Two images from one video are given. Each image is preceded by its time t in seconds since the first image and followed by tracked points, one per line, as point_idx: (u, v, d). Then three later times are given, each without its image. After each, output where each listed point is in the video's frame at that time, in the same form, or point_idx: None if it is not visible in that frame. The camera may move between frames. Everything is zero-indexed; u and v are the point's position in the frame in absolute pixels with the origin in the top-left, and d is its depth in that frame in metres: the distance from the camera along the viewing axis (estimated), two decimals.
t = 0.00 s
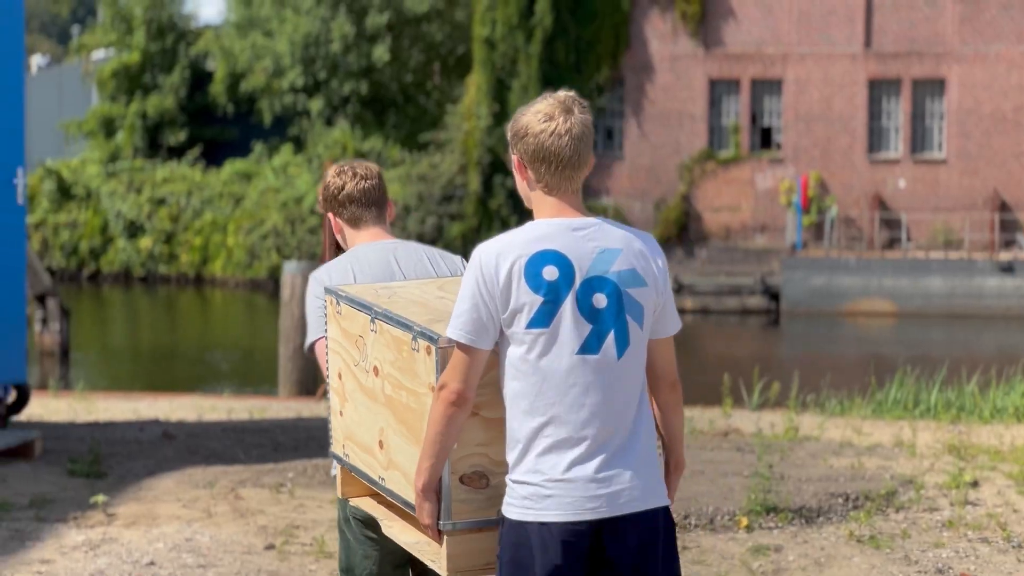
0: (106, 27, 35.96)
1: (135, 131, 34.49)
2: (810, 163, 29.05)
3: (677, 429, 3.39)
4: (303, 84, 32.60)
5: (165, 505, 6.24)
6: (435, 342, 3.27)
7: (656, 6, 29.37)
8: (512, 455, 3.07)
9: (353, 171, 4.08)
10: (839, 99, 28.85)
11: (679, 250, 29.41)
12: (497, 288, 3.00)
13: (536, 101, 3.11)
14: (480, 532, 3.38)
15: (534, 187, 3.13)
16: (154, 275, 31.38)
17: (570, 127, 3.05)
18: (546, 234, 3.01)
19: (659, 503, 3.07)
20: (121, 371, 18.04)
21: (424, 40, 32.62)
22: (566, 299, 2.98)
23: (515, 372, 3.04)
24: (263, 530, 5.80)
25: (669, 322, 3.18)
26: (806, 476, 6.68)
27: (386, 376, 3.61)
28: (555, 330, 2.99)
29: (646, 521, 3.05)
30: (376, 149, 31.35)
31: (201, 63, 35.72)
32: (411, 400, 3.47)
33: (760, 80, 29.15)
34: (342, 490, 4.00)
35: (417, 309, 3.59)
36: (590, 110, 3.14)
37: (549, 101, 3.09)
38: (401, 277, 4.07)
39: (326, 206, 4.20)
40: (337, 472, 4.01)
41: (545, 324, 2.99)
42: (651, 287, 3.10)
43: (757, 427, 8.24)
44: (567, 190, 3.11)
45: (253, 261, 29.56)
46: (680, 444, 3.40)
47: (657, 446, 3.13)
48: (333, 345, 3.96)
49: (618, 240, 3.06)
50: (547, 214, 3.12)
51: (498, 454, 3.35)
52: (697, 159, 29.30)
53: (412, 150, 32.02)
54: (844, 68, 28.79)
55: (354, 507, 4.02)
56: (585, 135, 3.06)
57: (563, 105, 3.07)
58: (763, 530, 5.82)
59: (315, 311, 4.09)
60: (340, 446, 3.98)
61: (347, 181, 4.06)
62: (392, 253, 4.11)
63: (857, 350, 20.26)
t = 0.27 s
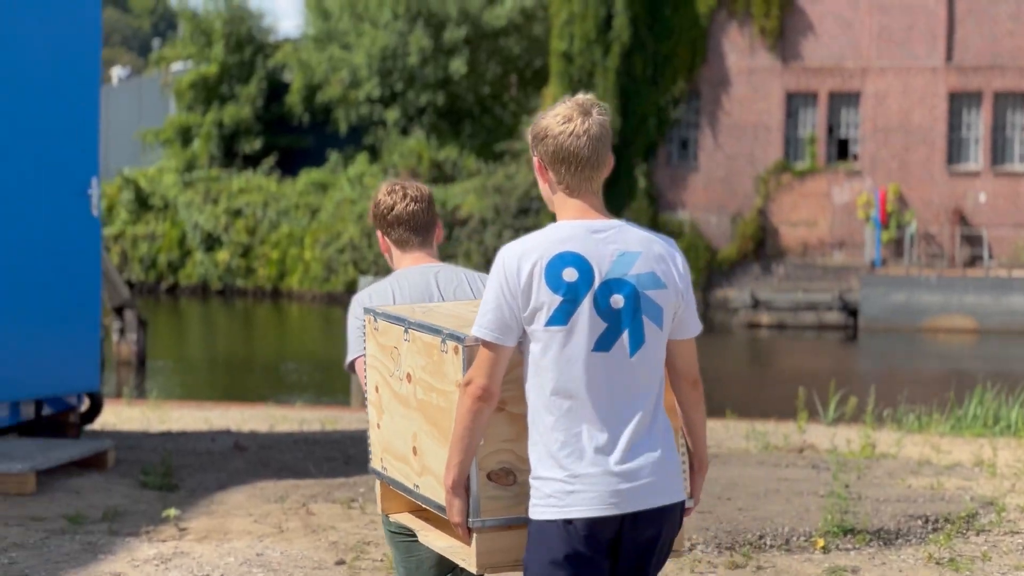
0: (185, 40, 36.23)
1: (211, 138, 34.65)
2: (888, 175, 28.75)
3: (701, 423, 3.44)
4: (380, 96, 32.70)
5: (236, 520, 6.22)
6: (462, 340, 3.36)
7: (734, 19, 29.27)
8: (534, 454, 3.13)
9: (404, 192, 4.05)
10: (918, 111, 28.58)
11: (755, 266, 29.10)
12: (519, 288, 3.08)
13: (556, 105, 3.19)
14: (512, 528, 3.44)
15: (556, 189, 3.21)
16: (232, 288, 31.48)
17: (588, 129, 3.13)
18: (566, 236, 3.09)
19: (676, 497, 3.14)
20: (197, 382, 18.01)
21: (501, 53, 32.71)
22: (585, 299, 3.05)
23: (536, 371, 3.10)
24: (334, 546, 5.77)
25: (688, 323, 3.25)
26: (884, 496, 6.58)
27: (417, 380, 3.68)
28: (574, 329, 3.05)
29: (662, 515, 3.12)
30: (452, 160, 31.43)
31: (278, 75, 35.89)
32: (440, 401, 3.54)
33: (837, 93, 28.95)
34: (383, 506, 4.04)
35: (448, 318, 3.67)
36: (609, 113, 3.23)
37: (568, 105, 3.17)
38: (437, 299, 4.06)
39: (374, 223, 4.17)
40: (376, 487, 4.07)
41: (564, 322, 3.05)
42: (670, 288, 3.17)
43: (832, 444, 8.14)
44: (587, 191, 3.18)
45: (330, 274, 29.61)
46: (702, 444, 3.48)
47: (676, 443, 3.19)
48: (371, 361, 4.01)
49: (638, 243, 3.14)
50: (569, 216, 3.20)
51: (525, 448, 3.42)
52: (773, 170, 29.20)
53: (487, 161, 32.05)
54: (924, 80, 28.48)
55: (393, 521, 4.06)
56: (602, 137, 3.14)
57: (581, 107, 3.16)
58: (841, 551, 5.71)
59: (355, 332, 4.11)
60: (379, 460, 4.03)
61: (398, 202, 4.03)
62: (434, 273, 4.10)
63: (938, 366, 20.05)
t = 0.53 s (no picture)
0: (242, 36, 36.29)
1: (270, 137, 34.56)
2: (951, 173, 28.45)
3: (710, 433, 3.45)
4: (438, 92, 32.67)
5: (288, 517, 6.19)
6: (483, 334, 3.34)
7: (793, 14, 29.11)
8: (546, 454, 3.17)
9: (453, 187, 4.19)
10: (981, 107, 28.30)
11: (813, 261, 29.11)
12: (538, 288, 3.11)
13: (586, 115, 3.23)
14: (516, 519, 3.39)
15: (584, 196, 3.24)
16: (288, 282, 31.54)
17: (619, 141, 3.17)
18: (586, 238, 3.13)
19: (681, 502, 3.18)
20: (256, 379, 18.02)
21: (559, 49, 32.64)
22: (602, 302, 3.09)
23: (553, 372, 3.14)
24: (386, 545, 5.73)
25: (706, 333, 3.28)
26: (943, 497, 6.48)
27: (441, 369, 3.68)
28: (591, 331, 3.09)
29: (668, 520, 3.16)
30: (510, 156, 31.42)
31: (335, 70, 35.90)
32: (461, 392, 3.52)
33: (898, 89, 28.66)
34: (399, 481, 4.05)
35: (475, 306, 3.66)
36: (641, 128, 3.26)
37: (598, 116, 3.21)
38: (474, 282, 4.16)
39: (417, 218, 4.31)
40: (396, 465, 4.08)
41: (582, 325, 3.09)
42: (687, 297, 3.20)
43: (891, 446, 8.03)
44: (615, 200, 3.22)
45: (387, 269, 29.66)
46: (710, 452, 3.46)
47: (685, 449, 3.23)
48: (399, 343, 4.03)
49: (658, 251, 3.17)
50: (595, 222, 3.23)
51: (539, 445, 3.38)
52: (833, 168, 28.97)
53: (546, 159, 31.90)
54: (987, 76, 28.22)
55: (413, 505, 4.01)
56: (633, 149, 3.18)
57: (612, 119, 3.19)
58: (898, 552, 5.61)
59: (387, 315, 4.21)
60: (399, 437, 4.08)
61: (445, 195, 4.17)
62: (472, 261, 4.20)
63: (997, 364, 19.85)
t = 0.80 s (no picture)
0: (276, 43, 36.36)
1: (304, 145, 34.66)
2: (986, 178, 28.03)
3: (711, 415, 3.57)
4: (471, 99, 32.59)
5: (323, 529, 6.14)
6: (492, 317, 3.51)
7: (827, 19, 28.99)
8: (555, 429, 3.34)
9: (452, 170, 4.30)
10: (1016, 112, 27.97)
11: (848, 266, 28.86)
12: (549, 272, 3.26)
13: (596, 105, 3.38)
14: (520, 497, 3.55)
15: (592, 182, 3.39)
16: (322, 289, 31.51)
17: (627, 131, 3.32)
18: (595, 224, 3.28)
19: (692, 475, 3.33)
20: (291, 387, 17.99)
21: (593, 55, 32.48)
22: (611, 285, 3.24)
23: (562, 349, 3.29)
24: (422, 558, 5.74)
25: (709, 314, 3.39)
26: (985, 506, 6.40)
27: (448, 350, 3.87)
28: (599, 312, 3.24)
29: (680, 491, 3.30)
30: (544, 162, 31.42)
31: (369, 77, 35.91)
32: (468, 372, 3.71)
33: (933, 93, 28.32)
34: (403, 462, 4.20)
35: (481, 292, 3.86)
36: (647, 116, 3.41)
37: (606, 107, 3.36)
38: (480, 269, 4.33)
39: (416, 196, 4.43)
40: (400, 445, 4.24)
41: (590, 306, 3.24)
42: (693, 280, 3.34)
43: (932, 454, 7.95)
44: (621, 186, 3.36)
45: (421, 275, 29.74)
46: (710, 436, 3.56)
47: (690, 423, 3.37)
48: (406, 325, 4.22)
49: (663, 236, 3.31)
50: (602, 209, 3.38)
51: (544, 424, 3.54)
52: (868, 173, 28.73)
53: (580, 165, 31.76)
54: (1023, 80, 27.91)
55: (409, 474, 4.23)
56: (639, 138, 3.33)
57: (621, 110, 3.34)
58: (942, 562, 5.52)
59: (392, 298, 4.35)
60: (405, 418, 4.22)
61: (445, 178, 4.27)
62: (476, 247, 4.37)
63: None
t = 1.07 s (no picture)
0: (298, 55, 36.36)
1: (327, 157, 34.44)
2: (1009, 189, 28.10)
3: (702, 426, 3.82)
4: (494, 111, 32.51)
5: (351, 547, 6.07)
6: (497, 345, 3.63)
7: (850, 31, 28.88)
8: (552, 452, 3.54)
9: (415, 193, 4.63)
10: None
11: (872, 277, 28.80)
12: (547, 299, 3.46)
13: (587, 135, 3.60)
14: (530, 517, 3.70)
15: (585, 210, 3.61)
16: (345, 302, 31.42)
17: (617, 157, 3.55)
18: (589, 254, 3.49)
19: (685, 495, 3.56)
20: (315, 400, 17.93)
21: (615, 66, 32.49)
22: (606, 314, 3.46)
23: (559, 378, 3.49)
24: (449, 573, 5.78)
25: (701, 338, 3.64)
26: (1020, 523, 6.29)
27: (449, 374, 4.00)
28: (594, 341, 3.46)
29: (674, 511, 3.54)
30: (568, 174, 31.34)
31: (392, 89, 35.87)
32: (472, 396, 3.83)
33: (955, 105, 28.29)
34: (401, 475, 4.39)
35: (479, 313, 3.99)
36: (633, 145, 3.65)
37: (597, 135, 3.58)
38: (456, 285, 4.60)
39: (386, 222, 4.76)
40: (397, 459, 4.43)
41: (586, 335, 3.45)
42: (682, 304, 3.57)
43: (964, 469, 7.85)
44: (614, 214, 3.59)
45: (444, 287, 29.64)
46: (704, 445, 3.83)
47: (681, 442, 3.61)
48: (399, 345, 4.41)
49: (656, 263, 3.54)
50: (596, 234, 3.60)
51: (548, 447, 3.71)
52: (892, 184, 28.70)
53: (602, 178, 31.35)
54: None
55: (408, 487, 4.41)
56: (630, 165, 3.55)
57: (610, 138, 3.57)
58: None
59: (376, 317, 4.59)
60: (403, 436, 4.36)
61: (410, 201, 4.62)
62: (449, 266, 4.65)
63: None
